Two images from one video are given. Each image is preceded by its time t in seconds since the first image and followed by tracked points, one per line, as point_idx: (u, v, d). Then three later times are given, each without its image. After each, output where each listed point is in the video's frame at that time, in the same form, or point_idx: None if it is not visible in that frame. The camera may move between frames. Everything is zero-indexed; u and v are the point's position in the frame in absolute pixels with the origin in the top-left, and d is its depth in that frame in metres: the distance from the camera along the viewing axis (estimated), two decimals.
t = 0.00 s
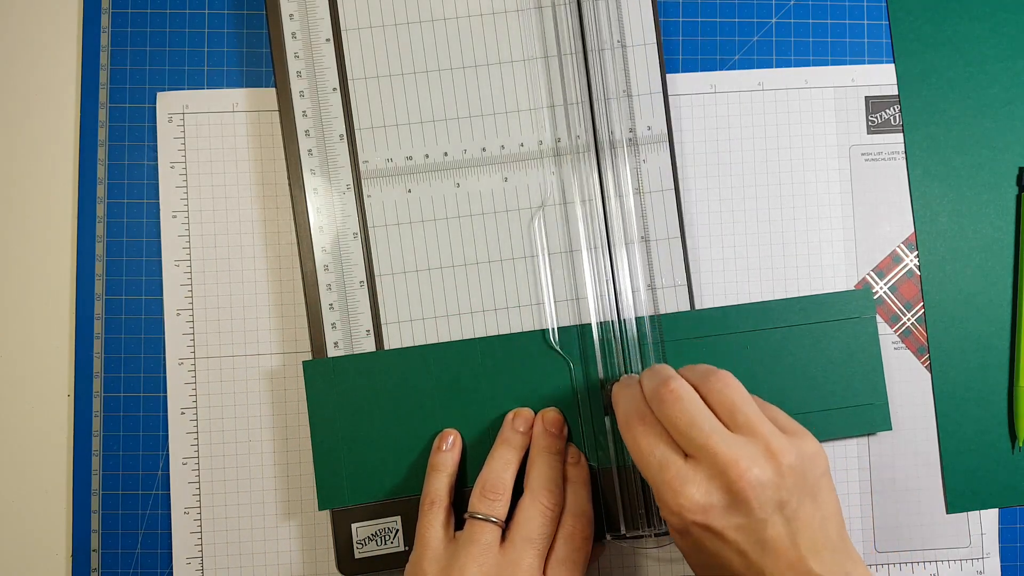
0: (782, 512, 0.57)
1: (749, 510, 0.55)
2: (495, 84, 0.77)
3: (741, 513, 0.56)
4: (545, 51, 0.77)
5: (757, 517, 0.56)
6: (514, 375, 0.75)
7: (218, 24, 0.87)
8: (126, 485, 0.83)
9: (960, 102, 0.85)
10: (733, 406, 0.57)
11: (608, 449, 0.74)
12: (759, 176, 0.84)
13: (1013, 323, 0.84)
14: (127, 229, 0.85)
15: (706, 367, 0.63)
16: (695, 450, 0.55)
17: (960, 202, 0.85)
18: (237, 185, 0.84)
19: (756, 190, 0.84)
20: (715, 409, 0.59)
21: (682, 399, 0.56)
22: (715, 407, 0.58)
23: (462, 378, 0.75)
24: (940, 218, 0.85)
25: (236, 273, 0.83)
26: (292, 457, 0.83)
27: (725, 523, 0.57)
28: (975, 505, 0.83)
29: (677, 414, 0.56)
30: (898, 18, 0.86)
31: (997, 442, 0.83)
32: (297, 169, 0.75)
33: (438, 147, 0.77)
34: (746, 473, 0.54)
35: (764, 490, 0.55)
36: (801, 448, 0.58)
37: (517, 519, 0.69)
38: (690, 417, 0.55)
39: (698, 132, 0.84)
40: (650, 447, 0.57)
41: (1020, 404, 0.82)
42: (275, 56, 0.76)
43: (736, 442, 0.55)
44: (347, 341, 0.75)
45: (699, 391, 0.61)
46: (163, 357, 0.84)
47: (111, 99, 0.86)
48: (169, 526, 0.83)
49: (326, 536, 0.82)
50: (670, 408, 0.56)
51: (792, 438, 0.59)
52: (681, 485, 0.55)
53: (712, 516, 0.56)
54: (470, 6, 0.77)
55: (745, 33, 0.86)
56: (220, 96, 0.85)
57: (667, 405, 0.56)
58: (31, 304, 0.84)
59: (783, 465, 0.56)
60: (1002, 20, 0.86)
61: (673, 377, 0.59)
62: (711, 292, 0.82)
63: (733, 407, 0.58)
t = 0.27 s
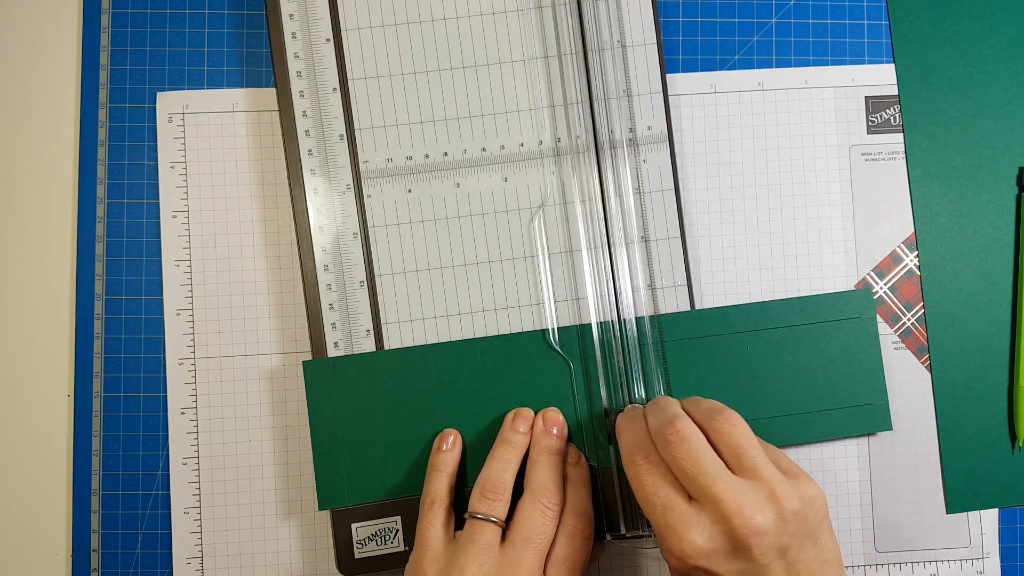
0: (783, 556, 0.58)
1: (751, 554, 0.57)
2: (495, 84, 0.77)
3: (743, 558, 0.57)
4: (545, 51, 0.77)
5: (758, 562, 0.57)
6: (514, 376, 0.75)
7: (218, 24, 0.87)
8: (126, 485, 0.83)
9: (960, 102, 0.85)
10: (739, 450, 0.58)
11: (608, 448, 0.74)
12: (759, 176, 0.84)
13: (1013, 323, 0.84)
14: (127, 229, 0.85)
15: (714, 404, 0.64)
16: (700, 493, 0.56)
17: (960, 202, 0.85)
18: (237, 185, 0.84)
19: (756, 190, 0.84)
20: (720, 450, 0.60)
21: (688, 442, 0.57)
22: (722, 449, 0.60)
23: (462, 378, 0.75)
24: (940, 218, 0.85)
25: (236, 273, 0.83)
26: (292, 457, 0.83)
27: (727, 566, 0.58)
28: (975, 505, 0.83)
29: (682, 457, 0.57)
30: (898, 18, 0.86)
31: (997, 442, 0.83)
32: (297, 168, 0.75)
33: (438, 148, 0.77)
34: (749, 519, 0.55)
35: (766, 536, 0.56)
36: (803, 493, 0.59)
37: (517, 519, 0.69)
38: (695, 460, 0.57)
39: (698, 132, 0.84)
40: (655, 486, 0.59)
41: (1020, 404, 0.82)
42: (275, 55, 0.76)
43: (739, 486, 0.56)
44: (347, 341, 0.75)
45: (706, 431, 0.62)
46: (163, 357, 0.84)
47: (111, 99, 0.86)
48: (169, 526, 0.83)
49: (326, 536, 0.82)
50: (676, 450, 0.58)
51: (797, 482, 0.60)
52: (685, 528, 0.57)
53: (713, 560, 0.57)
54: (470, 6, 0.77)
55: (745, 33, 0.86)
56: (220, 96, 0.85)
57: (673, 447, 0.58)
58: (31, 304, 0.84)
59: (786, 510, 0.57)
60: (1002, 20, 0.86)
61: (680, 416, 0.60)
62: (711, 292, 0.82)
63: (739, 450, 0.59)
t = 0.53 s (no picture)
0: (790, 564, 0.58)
1: (759, 563, 0.57)
2: (495, 84, 0.77)
3: (751, 567, 0.57)
4: (545, 51, 0.77)
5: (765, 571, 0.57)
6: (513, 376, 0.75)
7: (218, 24, 0.87)
8: (126, 485, 0.83)
9: (960, 102, 0.85)
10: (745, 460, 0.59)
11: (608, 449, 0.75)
12: (759, 176, 0.84)
13: (1013, 323, 0.84)
14: (127, 229, 0.85)
15: (717, 411, 0.64)
16: (707, 504, 0.56)
17: (960, 202, 0.85)
18: (237, 185, 0.84)
19: (756, 190, 0.84)
20: (725, 460, 0.60)
21: (694, 452, 0.57)
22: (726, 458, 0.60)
23: (462, 378, 0.75)
24: (940, 218, 0.85)
25: (236, 273, 0.84)
26: (292, 457, 0.83)
27: None
28: (974, 505, 0.83)
29: (688, 467, 0.57)
30: (898, 18, 0.86)
31: (997, 442, 0.83)
32: (297, 168, 0.75)
33: (438, 148, 0.77)
34: (757, 528, 0.55)
35: (775, 545, 0.56)
36: (806, 500, 0.60)
37: (517, 518, 0.69)
38: (702, 469, 0.57)
39: (698, 132, 0.84)
40: (662, 496, 0.59)
41: (1020, 404, 0.82)
42: (275, 55, 0.76)
43: (746, 496, 0.56)
44: (347, 341, 0.75)
45: (710, 441, 0.62)
46: (163, 357, 0.84)
47: (111, 99, 0.86)
48: (169, 526, 0.83)
49: (326, 536, 0.82)
50: (682, 460, 0.57)
51: (799, 490, 0.61)
52: (694, 538, 0.57)
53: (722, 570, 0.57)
54: (469, 6, 0.77)
55: (745, 33, 0.86)
56: (220, 96, 0.85)
57: (680, 458, 0.58)
58: (31, 304, 0.84)
59: (793, 519, 0.57)
60: (1002, 20, 0.86)
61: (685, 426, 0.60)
62: (711, 292, 0.82)
63: (744, 459, 0.59)
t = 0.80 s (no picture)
0: (796, 558, 0.58)
1: (766, 555, 0.57)
2: (495, 84, 0.77)
3: (757, 559, 0.57)
4: (545, 51, 0.77)
5: (772, 563, 0.57)
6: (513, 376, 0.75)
7: (218, 24, 0.87)
8: (126, 485, 0.83)
9: (960, 102, 0.85)
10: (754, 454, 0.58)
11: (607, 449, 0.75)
12: (759, 176, 0.84)
13: (1013, 323, 0.84)
14: (127, 229, 0.85)
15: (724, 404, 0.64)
16: (717, 495, 0.56)
17: (960, 202, 0.85)
18: (237, 185, 0.84)
19: (756, 190, 0.84)
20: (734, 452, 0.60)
21: (706, 443, 0.57)
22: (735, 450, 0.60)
23: (462, 378, 0.75)
24: (940, 218, 0.85)
25: (236, 273, 0.84)
26: (292, 457, 0.83)
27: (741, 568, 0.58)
28: (974, 505, 0.83)
29: (699, 458, 0.57)
30: (898, 18, 0.86)
31: (997, 442, 0.83)
32: (297, 169, 0.75)
33: (438, 147, 0.77)
34: (766, 521, 0.56)
35: (782, 538, 0.56)
36: (812, 493, 0.60)
37: (518, 519, 0.69)
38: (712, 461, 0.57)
39: (698, 132, 0.84)
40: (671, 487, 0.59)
41: (1020, 404, 0.82)
42: (275, 55, 0.76)
43: (756, 488, 0.57)
44: (347, 341, 0.75)
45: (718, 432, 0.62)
46: (162, 357, 0.84)
47: (111, 99, 0.86)
48: (169, 526, 0.83)
49: (326, 536, 0.82)
50: (693, 452, 0.57)
51: (805, 483, 0.61)
52: (702, 530, 0.57)
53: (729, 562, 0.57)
54: (470, 6, 0.77)
55: (745, 33, 0.86)
56: (220, 96, 0.85)
57: (690, 449, 0.58)
58: (31, 304, 0.84)
59: (800, 513, 0.57)
60: (1002, 20, 0.86)
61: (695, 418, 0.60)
62: (711, 292, 0.82)
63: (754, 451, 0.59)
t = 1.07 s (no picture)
0: (777, 471, 0.58)
1: (747, 467, 0.57)
2: (495, 84, 0.77)
3: (736, 469, 0.57)
4: (545, 51, 0.77)
5: (751, 475, 0.57)
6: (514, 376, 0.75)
7: (218, 24, 0.87)
8: (126, 485, 0.83)
9: (960, 102, 0.85)
10: (740, 366, 0.58)
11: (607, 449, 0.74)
12: (760, 176, 0.84)
13: (1013, 323, 0.84)
14: (127, 229, 0.85)
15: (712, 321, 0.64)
16: (701, 403, 0.56)
17: (960, 202, 0.85)
18: (237, 186, 0.84)
19: (756, 190, 0.84)
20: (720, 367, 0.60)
21: (694, 353, 0.57)
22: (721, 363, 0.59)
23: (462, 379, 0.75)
24: (940, 218, 0.85)
25: (236, 273, 0.84)
26: (292, 457, 0.83)
27: (721, 478, 0.57)
28: (974, 505, 0.83)
29: (686, 363, 0.57)
30: (898, 18, 0.86)
31: (997, 442, 0.83)
32: (297, 168, 0.75)
33: (439, 147, 0.77)
34: (748, 430, 0.56)
35: (762, 448, 0.56)
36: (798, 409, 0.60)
37: (517, 519, 0.69)
38: (698, 365, 0.57)
39: (698, 132, 0.84)
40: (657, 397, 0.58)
41: (1020, 404, 0.82)
42: (275, 55, 0.76)
43: (740, 401, 0.56)
44: (347, 341, 0.75)
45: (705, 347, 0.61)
46: (163, 357, 0.84)
47: (111, 99, 0.86)
48: (169, 526, 0.83)
49: (326, 536, 0.82)
50: (682, 359, 0.57)
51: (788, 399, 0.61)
52: (684, 437, 0.56)
53: (710, 470, 0.57)
54: (469, 6, 0.77)
55: (745, 33, 0.86)
56: (220, 96, 0.85)
57: (679, 356, 0.57)
58: (31, 303, 0.84)
59: (781, 425, 0.57)
60: (1002, 20, 0.86)
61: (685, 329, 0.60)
62: (711, 292, 0.82)
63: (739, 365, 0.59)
